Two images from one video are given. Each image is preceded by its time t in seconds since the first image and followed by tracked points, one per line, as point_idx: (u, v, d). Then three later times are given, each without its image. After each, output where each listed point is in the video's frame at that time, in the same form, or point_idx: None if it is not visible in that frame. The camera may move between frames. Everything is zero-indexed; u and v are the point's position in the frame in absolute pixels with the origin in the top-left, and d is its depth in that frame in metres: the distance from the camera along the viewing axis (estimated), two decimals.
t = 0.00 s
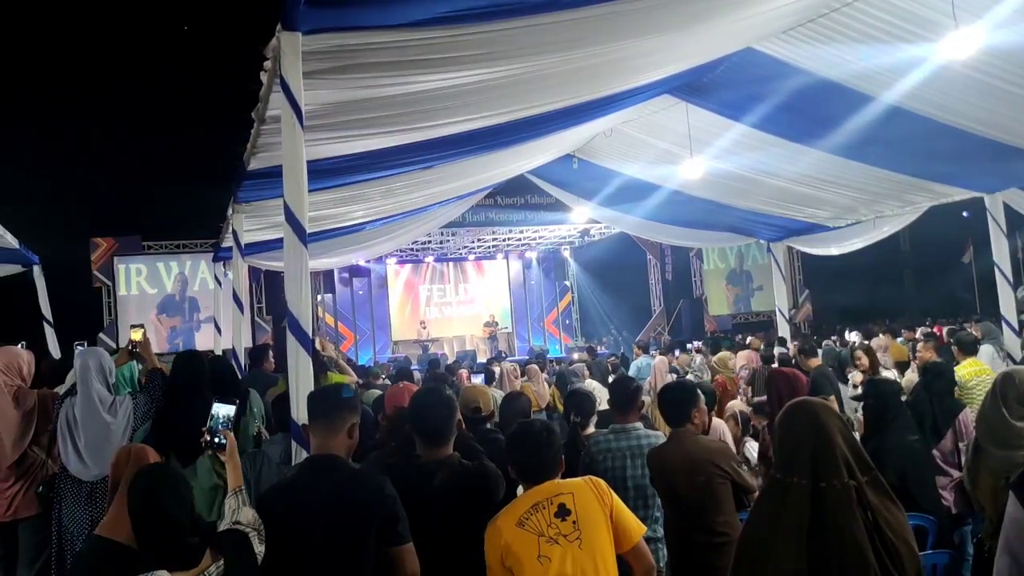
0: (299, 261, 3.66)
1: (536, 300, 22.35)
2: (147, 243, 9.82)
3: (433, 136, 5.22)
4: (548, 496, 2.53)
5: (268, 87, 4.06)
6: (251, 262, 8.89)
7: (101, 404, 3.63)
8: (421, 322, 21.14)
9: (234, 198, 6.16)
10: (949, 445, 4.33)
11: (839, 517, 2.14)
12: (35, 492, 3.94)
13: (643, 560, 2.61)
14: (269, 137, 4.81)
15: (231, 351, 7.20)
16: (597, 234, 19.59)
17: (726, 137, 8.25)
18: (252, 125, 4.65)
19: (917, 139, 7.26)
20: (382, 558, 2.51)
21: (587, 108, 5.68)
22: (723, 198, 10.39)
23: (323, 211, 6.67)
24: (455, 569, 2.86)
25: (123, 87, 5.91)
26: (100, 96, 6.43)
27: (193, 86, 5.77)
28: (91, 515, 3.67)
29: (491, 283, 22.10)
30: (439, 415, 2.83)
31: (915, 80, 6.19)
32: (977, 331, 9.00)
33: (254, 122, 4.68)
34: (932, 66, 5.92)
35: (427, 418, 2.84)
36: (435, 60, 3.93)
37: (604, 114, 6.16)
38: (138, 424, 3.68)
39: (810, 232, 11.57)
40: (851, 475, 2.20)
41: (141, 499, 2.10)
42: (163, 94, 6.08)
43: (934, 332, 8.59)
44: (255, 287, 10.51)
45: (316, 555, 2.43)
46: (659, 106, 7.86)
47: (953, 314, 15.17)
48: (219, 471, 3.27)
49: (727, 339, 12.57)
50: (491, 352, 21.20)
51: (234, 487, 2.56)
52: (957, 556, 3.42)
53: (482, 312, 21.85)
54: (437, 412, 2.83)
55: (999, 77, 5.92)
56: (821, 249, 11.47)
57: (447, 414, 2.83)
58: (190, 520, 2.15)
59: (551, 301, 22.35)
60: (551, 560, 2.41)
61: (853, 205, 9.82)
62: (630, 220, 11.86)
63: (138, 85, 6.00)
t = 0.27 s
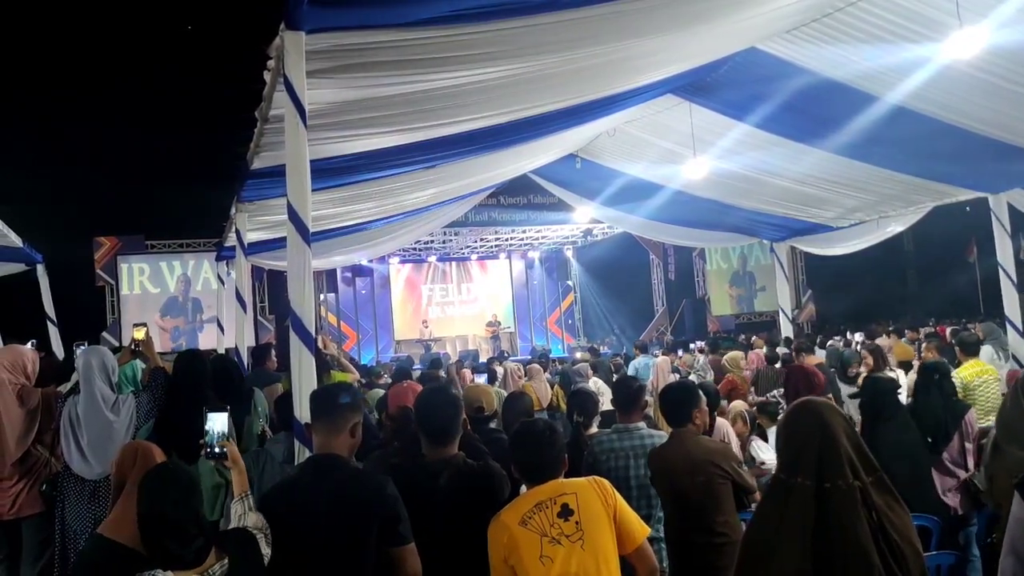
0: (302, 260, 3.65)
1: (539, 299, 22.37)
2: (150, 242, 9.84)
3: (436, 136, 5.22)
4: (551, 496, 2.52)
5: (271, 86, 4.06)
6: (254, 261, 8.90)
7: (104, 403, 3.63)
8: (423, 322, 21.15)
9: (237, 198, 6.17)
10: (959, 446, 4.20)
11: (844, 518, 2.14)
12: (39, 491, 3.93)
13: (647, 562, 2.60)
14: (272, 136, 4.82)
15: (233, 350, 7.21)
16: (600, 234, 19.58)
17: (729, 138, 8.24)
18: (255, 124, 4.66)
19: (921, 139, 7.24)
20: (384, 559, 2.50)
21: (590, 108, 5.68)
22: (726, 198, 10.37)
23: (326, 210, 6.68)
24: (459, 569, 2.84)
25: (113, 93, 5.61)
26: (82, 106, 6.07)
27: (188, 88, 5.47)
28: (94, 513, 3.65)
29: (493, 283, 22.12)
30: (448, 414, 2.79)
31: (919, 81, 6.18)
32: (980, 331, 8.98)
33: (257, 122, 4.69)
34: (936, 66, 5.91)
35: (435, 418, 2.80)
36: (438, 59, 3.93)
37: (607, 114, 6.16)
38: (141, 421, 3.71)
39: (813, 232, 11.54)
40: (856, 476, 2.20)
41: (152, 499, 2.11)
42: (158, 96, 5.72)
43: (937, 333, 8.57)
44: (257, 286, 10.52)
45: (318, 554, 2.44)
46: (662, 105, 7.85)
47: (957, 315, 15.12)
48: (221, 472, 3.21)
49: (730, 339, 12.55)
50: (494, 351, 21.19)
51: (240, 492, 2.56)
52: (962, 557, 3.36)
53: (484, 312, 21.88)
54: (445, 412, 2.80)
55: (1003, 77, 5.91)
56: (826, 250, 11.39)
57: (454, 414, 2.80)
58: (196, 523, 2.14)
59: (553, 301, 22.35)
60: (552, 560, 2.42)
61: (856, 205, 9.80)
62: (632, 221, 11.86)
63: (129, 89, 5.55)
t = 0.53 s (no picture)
0: (307, 259, 3.66)
1: (543, 299, 22.36)
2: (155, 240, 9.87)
3: (440, 136, 5.23)
4: (556, 496, 2.53)
5: (276, 86, 4.07)
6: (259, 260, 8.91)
7: (109, 402, 3.65)
8: (426, 322, 21.18)
9: (242, 198, 6.18)
10: (965, 448, 4.02)
11: (850, 518, 2.14)
12: (45, 489, 3.96)
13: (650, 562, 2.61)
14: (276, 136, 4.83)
15: (237, 350, 7.22)
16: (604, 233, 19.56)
17: (733, 138, 8.23)
18: (260, 124, 4.67)
19: (925, 139, 7.22)
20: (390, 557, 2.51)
21: (595, 108, 5.68)
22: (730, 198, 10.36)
23: (330, 210, 6.69)
24: (464, 569, 2.82)
25: (114, 93, 5.41)
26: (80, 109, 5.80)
27: (190, 89, 5.34)
28: (100, 511, 3.68)
29: (497, 283, 22.16)
30: (454, 415, 2.81)
31: (924, 81, 6.16)
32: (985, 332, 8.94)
33: (262, 121, 4.70)
34: (941, 66, 5.89)
35: (442, 418, 2.81)
36: (442, 59, 3.93)
37: (611, 114, 6.16)
38: (146, 420, 3.70)
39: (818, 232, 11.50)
40: (863, 477, 2.20)
41: (152, 498, 2.15)
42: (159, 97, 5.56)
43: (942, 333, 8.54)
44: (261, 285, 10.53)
45: (322, 553, 2.44)
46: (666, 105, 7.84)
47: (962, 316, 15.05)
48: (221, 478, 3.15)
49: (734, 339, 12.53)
50: (497, 351, 21.20)
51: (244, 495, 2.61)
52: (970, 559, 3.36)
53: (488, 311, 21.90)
54: (452, 412, 2.81)
55: (1009, 77, 5.88)
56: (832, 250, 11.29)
57: (461, 414, 2.81)
58: (194, 522, 2.18)
59: (557, 300, 22.34)
60: (557, 560, 2.43)
61: (860, 205, 9.78)
62: (636, 220, 11.86)
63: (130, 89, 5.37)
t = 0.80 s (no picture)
0: (313, 259, 3.67)
1: (546, 300, 22.28)
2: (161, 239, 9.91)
3: (445, 135, 5.23)
4: (562, 495, 2.52)
5: (281, 85, 4.08)
6: (263, 259, 8.92)
7: (114, 400, 3.63)
8: (430, 321, 21.17)
9: (247, 197, 6.19)
10: (971, 450, 3.97)
11: (856, 519, 2.14)
12: (50, 487, 3.94)
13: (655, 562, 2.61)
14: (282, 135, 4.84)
15: (243, 349, 7.23)
16: (608, 233, 19.55)
17: (737, 137, 8.22)
18: (266, 123, 4.68)
19: (931, 139, 7.20)
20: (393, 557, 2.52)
21: (599, 108, 5.68)
22: (734, 198, 10.35)
23: (335, 210, 6.69)
24: (469, 569, 2.81)
25: (113, 93, 5.59)
26: (80, 107, 5.96)
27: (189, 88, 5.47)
28: (104, 510, 3.67)
29: (501, 283, 22.15)
30: (462, 414, 2.82)
31: (931, 81, 6.14)
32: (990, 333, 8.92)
33: (267, 121, 4.73)
34: (948, 66, 5.87)
35: (448, 417, 2.83)
36: (447, 59, 3.93)
37: (616, 114, 6.16)
38: (150, 420, 3.72)
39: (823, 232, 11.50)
40: (868, 479, 2.20)
41: (149, 493, 2.09)
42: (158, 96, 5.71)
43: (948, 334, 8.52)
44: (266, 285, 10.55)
45: (327, 553, 2.45)
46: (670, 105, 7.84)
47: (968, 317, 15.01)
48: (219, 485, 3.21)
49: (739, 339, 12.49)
50: (501, 351, 21.19)
51: (249, 493, 2.52)
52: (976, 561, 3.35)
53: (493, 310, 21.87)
54: (460, 411, 2.84)
55: (1016, 77, 5.87)
56: (840, 251, 11.24)
57: (470, 413, 2.84)
58: (190, 522, 2.11)
59: (561, 300, 22.32)
60: (564, 558, 2.43)
61: (865, 206, 9.76)
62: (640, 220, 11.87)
63: (129, 88, 5.52)
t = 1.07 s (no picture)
0: (318, 259, 3.67)
1: (551, 297, 22.39)
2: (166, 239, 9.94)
3: (450, 135, 5.24)
4: (565, 495, 2.52)
5: (287, 85, 4.08)
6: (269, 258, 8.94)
7: (119, 398, 3.66)
8: (435, 320, 21.19)
9: (253, 196, 6.21)
10: (977, 452, 3.96)
11: (859, 519, 2.13)
12: (54, 486, 3.95)
13: (657, 562, 2.60)
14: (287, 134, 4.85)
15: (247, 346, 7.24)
16: (613, 233, 19.54)
17: (742, 137, 8.22)
18: (271, 122, 4.70)
19: (937, 139, 7.19)
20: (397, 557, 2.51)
21: (604, 108, 5.68)
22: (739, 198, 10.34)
23: (341, 208, 6.71)
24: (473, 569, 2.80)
25: (115, 92, 5.71)
26: (88, 104, 6.12)
27: (189, 88, 5.48)
28: (109, 509, 3.64)
29: (506, 282, 22.06)
30: (471, 414, 2.82)
31: (937, 81, 6.13)
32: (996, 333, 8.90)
33: (272, 121, 4.75)
34: (954, 66, 5.86)
35: (457, 417, 2.83)
36: (453, 58, 3.94)
37: (621, 113, 6.15)
38: (155, 418, 3.76)
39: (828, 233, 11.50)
40: (870, 479, 2.20)
41: (147, 490, 2.07)
42: (159, 97, 5.74)
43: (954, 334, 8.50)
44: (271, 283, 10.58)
45: (331, 552, 2.44)
46: (675, 105, 7.84)
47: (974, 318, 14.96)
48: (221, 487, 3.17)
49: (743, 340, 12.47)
50: (506, 350, 21.20)
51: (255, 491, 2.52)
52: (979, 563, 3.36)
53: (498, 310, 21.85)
54: (470, 411, 2.83)
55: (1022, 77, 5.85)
56: (847, 253, 11.22)
57: (480, 414, 2.83)
58: (188, 522, 2.07)
59: (566, 300, 22.32)
60: (568, 558, 2.43)
61: (870, 206, 9.75)
62: (645, 220, 11.86)
63: (129, 88, 5.57)
